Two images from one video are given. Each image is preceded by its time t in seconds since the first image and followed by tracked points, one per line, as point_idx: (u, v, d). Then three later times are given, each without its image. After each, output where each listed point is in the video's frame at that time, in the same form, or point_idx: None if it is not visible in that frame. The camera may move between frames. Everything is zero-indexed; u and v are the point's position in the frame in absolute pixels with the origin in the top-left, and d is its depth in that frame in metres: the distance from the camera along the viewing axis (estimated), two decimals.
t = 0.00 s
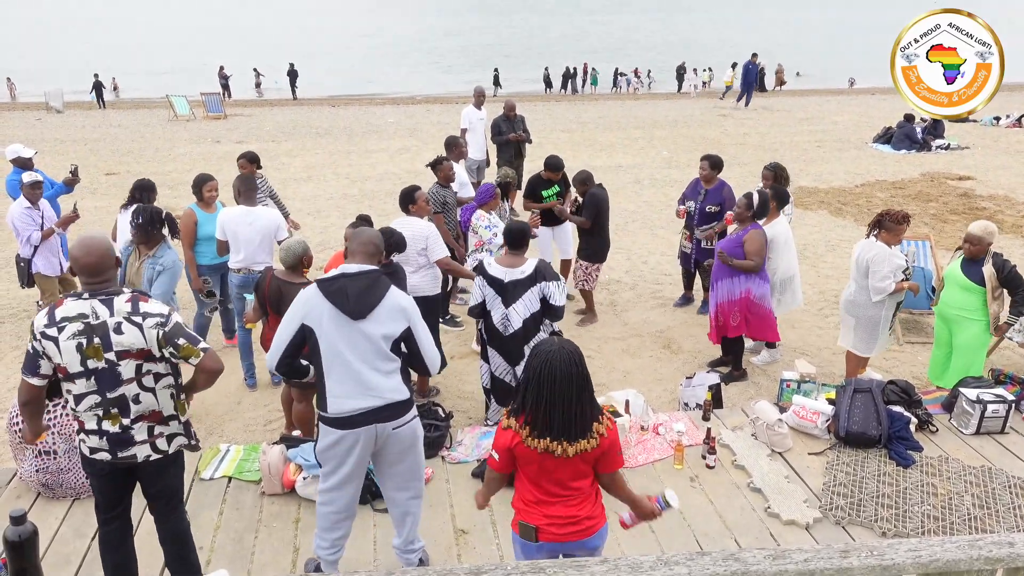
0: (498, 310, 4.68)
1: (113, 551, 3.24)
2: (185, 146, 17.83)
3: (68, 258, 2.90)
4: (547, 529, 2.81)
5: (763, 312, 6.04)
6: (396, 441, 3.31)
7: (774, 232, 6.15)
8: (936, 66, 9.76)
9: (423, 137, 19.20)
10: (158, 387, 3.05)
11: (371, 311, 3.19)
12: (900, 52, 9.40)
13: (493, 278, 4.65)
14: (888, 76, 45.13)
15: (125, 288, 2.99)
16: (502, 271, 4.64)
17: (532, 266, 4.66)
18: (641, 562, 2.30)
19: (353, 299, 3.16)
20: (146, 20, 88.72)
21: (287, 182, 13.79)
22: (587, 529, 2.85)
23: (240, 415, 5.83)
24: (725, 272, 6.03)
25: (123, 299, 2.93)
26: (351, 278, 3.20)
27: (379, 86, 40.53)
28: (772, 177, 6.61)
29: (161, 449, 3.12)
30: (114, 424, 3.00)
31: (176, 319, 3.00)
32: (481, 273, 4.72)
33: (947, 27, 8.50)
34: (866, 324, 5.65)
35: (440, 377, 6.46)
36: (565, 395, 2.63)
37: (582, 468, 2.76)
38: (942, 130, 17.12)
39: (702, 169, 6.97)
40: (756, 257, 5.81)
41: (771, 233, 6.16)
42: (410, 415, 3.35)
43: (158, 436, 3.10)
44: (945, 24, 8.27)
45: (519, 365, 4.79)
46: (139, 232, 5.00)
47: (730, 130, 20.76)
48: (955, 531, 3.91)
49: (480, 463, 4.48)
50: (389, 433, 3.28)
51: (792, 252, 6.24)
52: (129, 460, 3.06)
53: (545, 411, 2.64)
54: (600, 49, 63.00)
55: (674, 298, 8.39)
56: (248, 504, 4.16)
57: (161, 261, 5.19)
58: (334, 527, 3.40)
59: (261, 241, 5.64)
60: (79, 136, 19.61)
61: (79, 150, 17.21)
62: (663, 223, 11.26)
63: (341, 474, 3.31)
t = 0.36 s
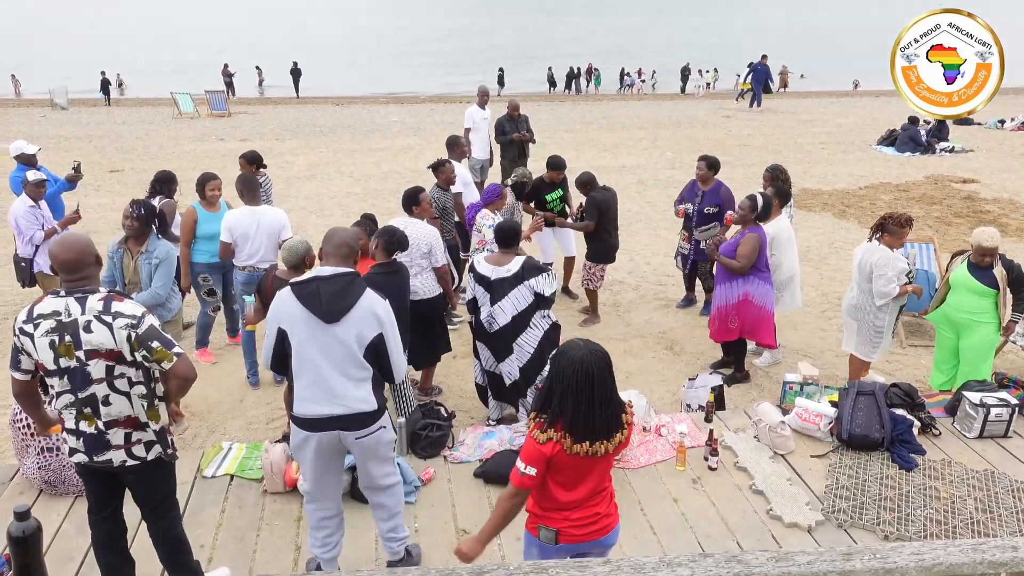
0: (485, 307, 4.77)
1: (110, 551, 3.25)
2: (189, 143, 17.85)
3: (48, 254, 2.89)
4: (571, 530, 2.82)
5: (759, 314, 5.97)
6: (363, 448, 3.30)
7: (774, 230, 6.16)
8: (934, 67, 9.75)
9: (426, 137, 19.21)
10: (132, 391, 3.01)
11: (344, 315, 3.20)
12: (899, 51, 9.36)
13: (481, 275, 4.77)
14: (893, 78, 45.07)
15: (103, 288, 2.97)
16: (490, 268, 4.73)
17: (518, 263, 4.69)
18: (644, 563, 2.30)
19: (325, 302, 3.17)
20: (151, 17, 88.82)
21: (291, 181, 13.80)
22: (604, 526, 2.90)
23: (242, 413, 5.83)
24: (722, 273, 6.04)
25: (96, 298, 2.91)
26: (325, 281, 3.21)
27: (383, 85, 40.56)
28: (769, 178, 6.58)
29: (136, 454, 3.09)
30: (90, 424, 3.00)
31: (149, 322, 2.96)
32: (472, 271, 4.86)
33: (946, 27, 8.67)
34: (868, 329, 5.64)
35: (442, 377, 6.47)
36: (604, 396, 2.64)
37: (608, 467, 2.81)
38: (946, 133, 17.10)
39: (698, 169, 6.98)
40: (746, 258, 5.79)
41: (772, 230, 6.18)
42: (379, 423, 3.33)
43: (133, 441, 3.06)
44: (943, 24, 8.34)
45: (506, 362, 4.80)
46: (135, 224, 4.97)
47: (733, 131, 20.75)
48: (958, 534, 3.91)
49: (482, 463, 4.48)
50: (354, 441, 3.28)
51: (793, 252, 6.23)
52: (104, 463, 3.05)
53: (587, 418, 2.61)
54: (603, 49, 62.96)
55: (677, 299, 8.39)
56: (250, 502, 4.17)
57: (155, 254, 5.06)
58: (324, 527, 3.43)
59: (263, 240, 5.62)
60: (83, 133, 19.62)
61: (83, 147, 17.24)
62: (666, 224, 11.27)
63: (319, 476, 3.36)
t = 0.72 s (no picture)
0: (485, 309, 4.75)
1: (114, 552, 3.28)
2: (194, 145, 17.90)
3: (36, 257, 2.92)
4: (568, 530, 2.83)
5: (765, 314, 5.99)
6: (364, 449, 3.31)
7: (783, 228, 6.14)
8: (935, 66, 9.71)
9: (431, 138, 19.22)
10: (119, 389, 3.00)
11: (350, 321, 3.20)
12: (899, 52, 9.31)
13: (481, 277, 4.74)
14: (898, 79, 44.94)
15: (89, 287, 2.98)
16: (490, 269, 4.72)
17: (518, 261, 4.67)
18: (651, 563, 2.30)
19: (331, 309, 3.15)
20: (156, 20, 89.20)
21: (296, 182, 13.83)
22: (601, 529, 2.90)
23: (249, 414, 5.85)
24: (727, 273, 6.04)
25: (81, 296, 2.90)
26: (329, 287, 3.19)
27: (387, 87, 40.59)
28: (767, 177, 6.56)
29: (127, 454, 3.07)
30: (81, 426, 3.00)
31: (129, 319, 2.94)
32: (471, 273, 4.83)
33: (946, 26, 8.70)
34: (874, 329, 5.63)
35: (447, 378, 6.47)
36: (617, 401, 2.62)
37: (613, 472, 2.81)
38: (952, 133, 17.03)
39: (707, 171, 6.95)
40: (755, 260, 5.78)
41: (780, 228, 6.18)
42: (381, 424, 3.34)
43: (125, 441, 3.05)
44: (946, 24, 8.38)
45: (508, 362, 4.81)
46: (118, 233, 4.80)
47: (738, 131, 20.72)
48: (965, 535, 3.90)
49: (487, 464, 4.49)
50: (354, 441, 3.28)
51: (800, 251, 6.22)
52: (98, 462, 3.06)
53: (598, 418, 2.61)
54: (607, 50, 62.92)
55: (682, 300, 8.38)
56: (256, 502, 4.18)
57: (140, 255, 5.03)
58: (328, 528, 3.45)
59: (271, 242, 5.65)
60: (89, 135, 19.72)
61: (89, 149, 17.30)
62: (671, 225, 11.26)
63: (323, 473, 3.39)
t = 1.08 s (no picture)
0: (492, 313, 4.68)
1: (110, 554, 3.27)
2: (190, 147, 17.88)
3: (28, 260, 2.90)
4: (528, 533, 2.85)
5: (760, 313, 6.07)
6: (372, 446, 3.34)
7: (779, 230, 6.14)
8: (934, 66, 9.71)
9: (427, 140, 19.21)
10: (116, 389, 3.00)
11: (366, 323, 3.22)
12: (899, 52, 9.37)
13: (486, 281, 4.66)
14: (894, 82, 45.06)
15: (80, 288, 2.96)
16: (495, 273, 4.66)
17: (524, 263, 4.68)
18: (647, 566, 2.29)
19: (348, 312, 3.16)
20: (153, 21, 89.07)
21: (292, 185, 13.82)
22: (570, 544, 2.84)
23: (245, 417, 5.84)
24: (724, 275, 6.04)
25: (73, 298, 2.89)
26: (344, 291, 3.18)
27: (383, 89, 40.55)
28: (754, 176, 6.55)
29: (125, 455, 3.08)
30: (75, 430, 2.98)
31: (121, 318, 2.94)
32: (473, 278, 4.74)
33: (946, 26, 8.80)
34: (871, 331, 5.63)
35: (444, 380, 6.47)
36: (570, 408, 2.62)
37: (573, 485, 2.75)
38: (948, 135, 17.06)
39: (712, 174, 6.91)
40: (759, 260, 5.81)
41: (775, 230, 6.19)
42: (389, 421, 3.37)
43: (122, 441, 3.05)
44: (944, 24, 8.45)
45: (514, 363, 4.78)
46: (97, 235, 4.63)
47: (735, 134, 20.75)
48: (961, 537, 3.91)
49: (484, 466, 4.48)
50: (363, 439, 3.30)
51: (795, 253, 6.24)
52: (95, 464, 3.04)
53: (544, 417, 2.65)
54: (604, 52, 62.99)
55: (679, 302, 8.40)
56: (253, 505, 4.18)
57: (122, 254, 4.89)
58: (328, 529, 3.45)
59: (270, 245, 5.64)
60: (85, 137, 19.68)
61: (84, 151, 17.26)
62: (667, 227, 11.27)
63: (331, 469, 3.41)
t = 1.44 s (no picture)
0: (521, 317, 4.65)
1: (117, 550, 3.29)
2: (201, 148, 17.97)
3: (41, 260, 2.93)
4: (524, 533, 2.87)
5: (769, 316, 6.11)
6: (418, 437, 3.43)
7: (787, 237, 6.15)
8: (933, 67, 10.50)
9: (436, 141, 19.26)
10: (127, 391, 3.01)
11: (413, 319, 3.29)
12: (901, 52, 9.99)
13: (518, 284, 4.63)
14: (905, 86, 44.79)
15: (94, 290, 2.99)
16: (526, 276, 4.64)
17: (553, 267, 4.72)
18: (654, 570, 2.24)
19: (398, 310, 3.21)
20: (164, 22, 89.73)
21: (302, 185, 13.88)
22: (566, 546, 2.82)
23: (254, 417, 5.86)
24: (733, 279, 6.00)
25: (87, 300, 2.92)
26: (392, 290, 3.22)
27: (392, 90, 40.70)
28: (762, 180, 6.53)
29: (134, 456, 3.09)
30: (84, 430, 2.99)
31: (135, 321, 2.94)
32: (502, 281, 4.67)
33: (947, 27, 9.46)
34: (881, 334, 5.60)
35: (452, 382, 6.47)
36: (538, 406, 2.65)
37: (551, 485, 2.72)
38: (959, 138, 16.96)
39: (725, 178, 6.91)
40: (772, 264, 5.78)
41: (783, 237, 6.19)
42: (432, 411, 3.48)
43: (131, 442, 3.06)
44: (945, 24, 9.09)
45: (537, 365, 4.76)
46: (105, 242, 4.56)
47: (744, 136, 20.71)
48: (970, 544, 3.87)
49: (491, 468, 4.48)
50: (412, 431, 3.39)
51: (803, 257, 6.23)
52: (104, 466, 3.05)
53: (514, 413, 2.71)
54: (613, 54, 62.98)
55: (687, 305, 8.38)
56: (260, 505, 4.19)
57: (128, 259, 4.97)
58: (348, 519, 3.46)
59: (281, 247, 5.66)
60: (97, 137, 19.84)
61: (96, 151, 17.38)
62: (676, 229, 11.26)
63: (362, 466, 3.40)
